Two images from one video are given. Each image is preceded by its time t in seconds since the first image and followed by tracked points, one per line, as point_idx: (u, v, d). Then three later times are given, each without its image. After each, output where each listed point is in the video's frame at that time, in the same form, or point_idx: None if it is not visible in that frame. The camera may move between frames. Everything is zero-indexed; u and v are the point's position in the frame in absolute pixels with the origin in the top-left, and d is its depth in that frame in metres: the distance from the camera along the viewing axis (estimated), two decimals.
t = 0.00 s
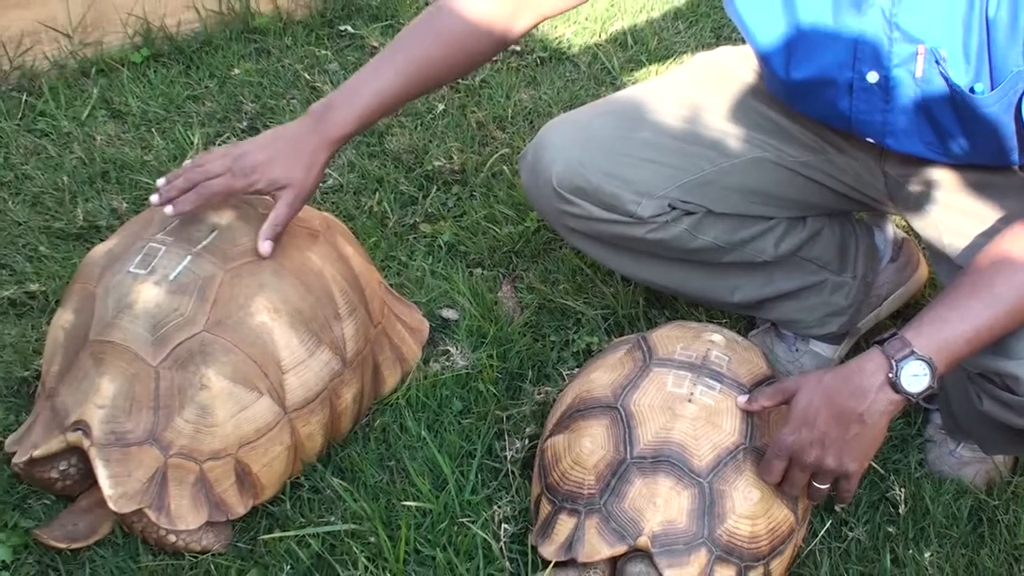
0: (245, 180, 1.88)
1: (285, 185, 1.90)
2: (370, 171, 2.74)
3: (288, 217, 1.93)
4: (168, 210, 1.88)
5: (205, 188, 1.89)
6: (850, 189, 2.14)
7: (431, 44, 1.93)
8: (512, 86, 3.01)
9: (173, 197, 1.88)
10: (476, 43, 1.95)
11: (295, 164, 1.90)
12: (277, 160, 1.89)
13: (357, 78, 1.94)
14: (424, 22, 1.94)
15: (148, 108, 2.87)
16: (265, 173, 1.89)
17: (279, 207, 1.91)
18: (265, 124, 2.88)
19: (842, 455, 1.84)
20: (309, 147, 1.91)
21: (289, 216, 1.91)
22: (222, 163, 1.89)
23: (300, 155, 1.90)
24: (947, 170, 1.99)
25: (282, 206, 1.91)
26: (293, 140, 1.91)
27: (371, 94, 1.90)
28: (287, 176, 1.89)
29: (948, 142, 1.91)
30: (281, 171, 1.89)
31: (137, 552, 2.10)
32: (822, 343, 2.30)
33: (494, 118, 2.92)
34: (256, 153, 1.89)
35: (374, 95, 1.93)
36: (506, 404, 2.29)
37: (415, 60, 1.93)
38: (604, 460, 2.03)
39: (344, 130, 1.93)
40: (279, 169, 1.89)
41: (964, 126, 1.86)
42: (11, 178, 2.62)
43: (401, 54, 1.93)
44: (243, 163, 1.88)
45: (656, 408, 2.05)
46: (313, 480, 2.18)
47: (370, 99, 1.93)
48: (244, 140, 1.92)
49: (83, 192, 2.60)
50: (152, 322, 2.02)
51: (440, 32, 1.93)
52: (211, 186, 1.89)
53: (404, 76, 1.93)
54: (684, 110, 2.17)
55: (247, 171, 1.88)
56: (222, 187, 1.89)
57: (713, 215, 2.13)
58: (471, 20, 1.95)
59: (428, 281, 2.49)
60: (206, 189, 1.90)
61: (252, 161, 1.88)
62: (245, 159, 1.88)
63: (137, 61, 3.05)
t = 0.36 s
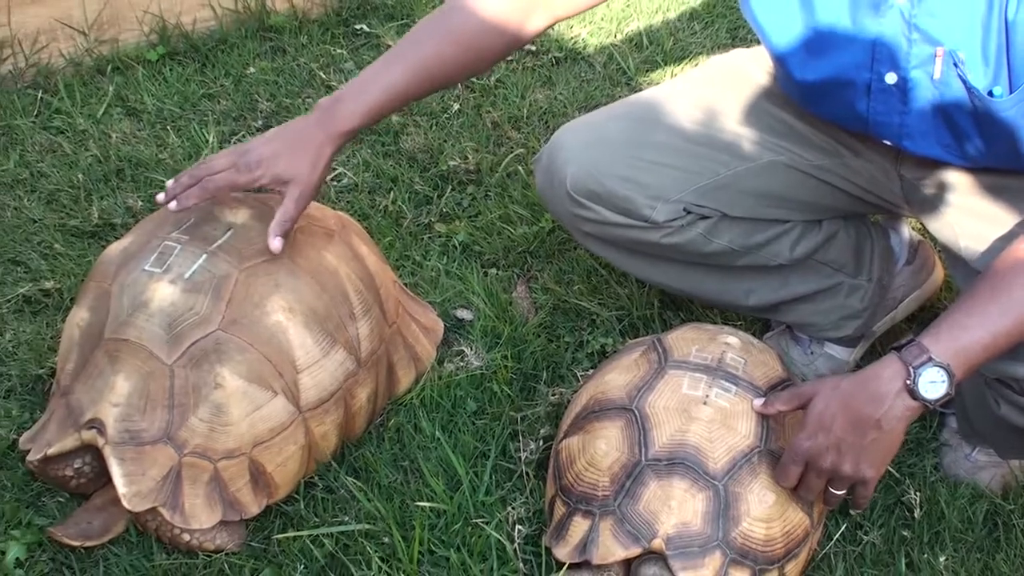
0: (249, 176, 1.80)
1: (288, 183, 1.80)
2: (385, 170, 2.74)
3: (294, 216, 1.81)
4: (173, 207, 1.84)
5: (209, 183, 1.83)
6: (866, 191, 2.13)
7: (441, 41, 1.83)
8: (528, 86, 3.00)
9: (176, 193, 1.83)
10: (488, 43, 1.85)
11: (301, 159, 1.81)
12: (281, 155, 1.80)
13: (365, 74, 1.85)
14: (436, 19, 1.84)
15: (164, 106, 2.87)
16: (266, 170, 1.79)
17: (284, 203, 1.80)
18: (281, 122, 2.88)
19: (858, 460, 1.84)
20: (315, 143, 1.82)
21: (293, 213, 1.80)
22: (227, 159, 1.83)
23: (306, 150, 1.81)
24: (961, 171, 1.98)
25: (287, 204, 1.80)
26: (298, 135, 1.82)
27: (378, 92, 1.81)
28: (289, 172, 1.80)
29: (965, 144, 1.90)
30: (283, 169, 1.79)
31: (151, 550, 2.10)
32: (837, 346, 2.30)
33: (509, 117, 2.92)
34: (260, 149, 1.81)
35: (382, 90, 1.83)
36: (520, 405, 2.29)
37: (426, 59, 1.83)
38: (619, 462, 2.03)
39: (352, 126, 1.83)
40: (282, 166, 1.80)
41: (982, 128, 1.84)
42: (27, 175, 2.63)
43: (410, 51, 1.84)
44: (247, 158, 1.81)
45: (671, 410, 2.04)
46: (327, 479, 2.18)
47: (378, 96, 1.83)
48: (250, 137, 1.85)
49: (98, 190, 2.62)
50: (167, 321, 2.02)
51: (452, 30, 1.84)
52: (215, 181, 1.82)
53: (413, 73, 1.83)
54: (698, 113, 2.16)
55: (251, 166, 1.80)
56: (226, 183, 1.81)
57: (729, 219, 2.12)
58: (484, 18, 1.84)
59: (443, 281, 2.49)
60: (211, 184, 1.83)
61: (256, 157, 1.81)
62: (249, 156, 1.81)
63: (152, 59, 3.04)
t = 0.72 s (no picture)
0: (271, 171, 1.78)
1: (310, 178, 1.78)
2: (405, 169, 2.74)
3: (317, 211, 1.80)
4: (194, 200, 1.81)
5: (231, 178, 1.80)
6: (887, 195, 2.12)
7: (462, 38, 1.82)
8: (549, 86, 3.00)
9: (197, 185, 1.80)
10: (509, 40, 1.84)
11: (324, 154, 1.79)
12: (302, 150, 1.78)
13: (385, 70, 1.83)
14: (457, 16, 1.83)
15: (186, 103, 2.89)
16: (288, 165, 1.78)
17: (306, 199, 1.79)
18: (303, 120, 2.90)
19: (879, 464, 1.83)
20: (336, 138, 1.80)
21: (317, 208, 1.78)
22: (248, 154, 1.80)
23: (329, 146, 1.79)
24: (982, 176, 1.97)
25: (310, 199, 1.79)
26: (320, 128, 1.80)
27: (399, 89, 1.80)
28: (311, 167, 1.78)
29: (989, 148, 1.89)
30: (305, 163, 1.78)
31: (170, 545, 2.09)
32: (857, 350, 2.30)
33: (530, 118, 2.92)
34: (281, 144, 1.79)
35: (404, 86, 1.82)
36: (539, 405, 2.29)
37: (448, 56, 1.82)
38: (638, 463, 2.02)
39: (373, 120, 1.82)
40: (304, 161, 1.78)
41: (1008, 132, 1.84)
42: (49, 170, 2.66)
43: (431, 47, 1.82)
44: (269, 153, 1.78)
45: (691, 412, 2.04)
46: (346, 477, 2.18)
47: (398, 92, 1.82)
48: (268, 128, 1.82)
49: (120, 185, 2.65)
50: (188, 317, 2.02)
51: (474, 26, 1.82)
52: (236, 176, 1.79)
53: (434, 70, 1.82)
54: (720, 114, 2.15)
55: (273, 161, 1.78)
56: (247, 178, 1.79)
57: (750, 221, 2.12)
58: (505, 16, 1.83)
59: (463, 281, 2.50)
60: (231, 179, 1.80)
61: (278, 151, 1.78)
62: (271, 150, 1.79)
63: (174, 56, 3.06)
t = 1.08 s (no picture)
0: (326, 193, 1.81)
1: (364, 199, 1.82)
2: (444, 168, 2.75)
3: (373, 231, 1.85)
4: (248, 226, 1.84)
5: (286, 203, 1.82)
6: (929, 202, 2.11)
7: (511, 49, 1.80)
8: (589, 88, 3.00)
9: (251, 211, 1.83)
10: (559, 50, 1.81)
11: (376, 173, 1.81)
12: (356, 172, 1.81)
13: (434, 83, 1.83)
14: (507, 25, 1.81)
15: (227, 99, 2.91)
16: (343, 187, 1.81)
17: (361, 220, 1.83)
18: (343, 117, 2.91)
19: (918, 473, 1.83)
20: (388, 155, 1.82)
21: (373, 230, 1.83)
22: (300, 175, 1.82)
23: (381, 163, 1.81)
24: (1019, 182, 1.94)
25: (365, 220, 1.83)
26: (370, 146, 1.81)
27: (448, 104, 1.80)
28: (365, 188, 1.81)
29: None
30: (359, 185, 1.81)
31: (207, 540, 2.10)
32: (896, 357, 2.29)
33: (570, 119, 2.92)
34: (333, 165, 1.81)
35: (451, 100, 1.82)
36: (576, 406, 2.30)
37: (496, 67, 1.80)
38: (675, 467, 2.02)
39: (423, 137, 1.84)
40: (357, 182, 1.81)
41: None
42: (91, 165, 2.70)
43: (479, 58, 1.81)
44: (323, 175, 1.81)
45: (729, 416, 2.03)
46: (382, 475, 2.19)
47: (446, 105, 1.82)
48: (318, 145, 1.84)
49: (160, 181, 2.68)
50: (228, 313, 2.03)
51: (523, 35, 1.80)
52: (292, 200, 1.82)
53: (483, 82, 1.81)
54: (762, 117, 2.14)
55: (327, 183, 1.81)
56: (303, 201, 1.82)
57: (791, 225, 2.11)
58: (556, 24, 1.80)
59: (501, 281, 2.51)
60: (287, 203, 1.83)
61: (331, 173, 1.81)
62: (324, 171, 1.81)
63: (217, 53, 3.06)
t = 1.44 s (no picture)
0: (370, 202, 1.84)
1: (407, 208, 1.84)
2: (484, 173, 2.77)
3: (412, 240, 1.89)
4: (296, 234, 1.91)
5: (331, 211, 1.86)
6: (973, 215, 2.10)
7: (558, 61, 1.82)
8: (629, 95, 3.02)
9: (297, 218, 1.89)
10: (606, 62, 1.83)
11: (420, 183, 1.83)
12: (401, 181, 1.82)
13: (480, 94, 1.85)
14: (555, 38, 1.83)
15: (269, 101, 2.95)
16: (385, 196, 1.82)
17: (402, 231, 1.86)
18: (383, 121, 2.94)
19: (957, 486, 1.82)
20: (434, 165, 1.84)
21: (413, 239, 1.86)
22: (346, 183, 1.85)
23: (426, 173, 1.83)
24: None
25: (405, 229, 1.87)
26: (417, 156, 1.83)
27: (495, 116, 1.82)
28: (408, 198, 1.83)
29: None
30: (402, 195, 1.82)
31: (243, 539, 2.10)
32: (934, 369, 2.28)
33: (610, 126, 2.94)
34: (379, 174, 1.83)
35: (497, 111, 1.84)
36: (612, 413, 2.31)
37: (541, 79, 1.82)
38: (711, 475, 2.02)
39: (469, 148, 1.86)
40: (401, 192, 1.82)
41: None
42: (134, 164, 2.75)
43: (526, 70, 1.83)
44: (367, 184, 1.83)
45: (767, 425, 2.03)
46: (419, 478, 2.20)
47: (492, 116, 1.84)
48: (365, 154, 1.86)
49: (201, 181, 2.71)
50: (268, 314, 2.04)
51: (570, 48, 1.82)
52: (337, 208, 1.86)
53: (529, 95, 1.83)
54: (804, 126, 2.14)
55: (371, 191, 1.83)
56: (347, 210, 1.85)
57: (832, 235, 2.11)
58: (604, 36, 1.82)
59: (540, 286, 2.53)
60: (332, 211, 1.87)
61: (375, 181, 1.83)
62: (369, 179, 1.83)
63: (259, 55, 3.11)
